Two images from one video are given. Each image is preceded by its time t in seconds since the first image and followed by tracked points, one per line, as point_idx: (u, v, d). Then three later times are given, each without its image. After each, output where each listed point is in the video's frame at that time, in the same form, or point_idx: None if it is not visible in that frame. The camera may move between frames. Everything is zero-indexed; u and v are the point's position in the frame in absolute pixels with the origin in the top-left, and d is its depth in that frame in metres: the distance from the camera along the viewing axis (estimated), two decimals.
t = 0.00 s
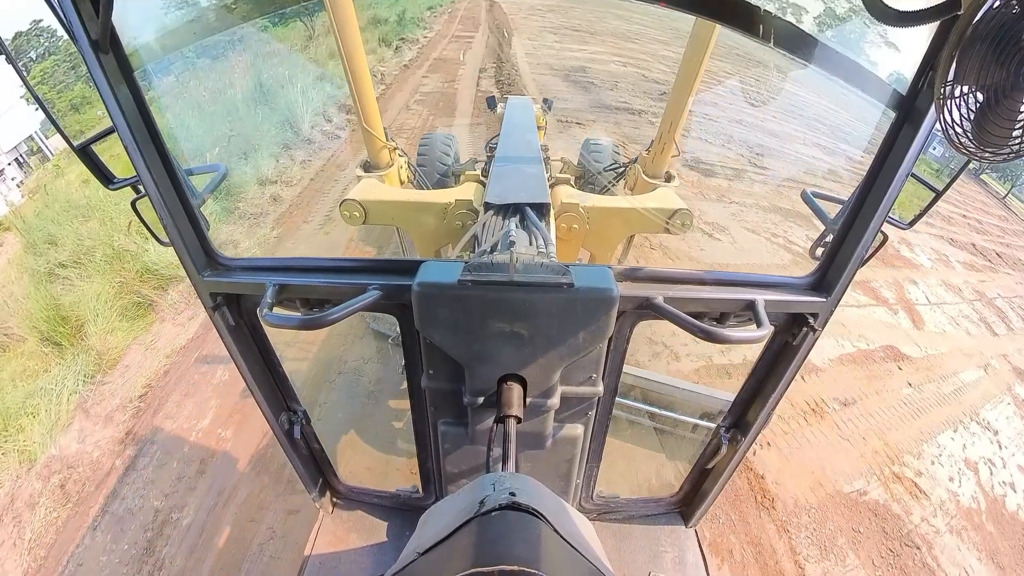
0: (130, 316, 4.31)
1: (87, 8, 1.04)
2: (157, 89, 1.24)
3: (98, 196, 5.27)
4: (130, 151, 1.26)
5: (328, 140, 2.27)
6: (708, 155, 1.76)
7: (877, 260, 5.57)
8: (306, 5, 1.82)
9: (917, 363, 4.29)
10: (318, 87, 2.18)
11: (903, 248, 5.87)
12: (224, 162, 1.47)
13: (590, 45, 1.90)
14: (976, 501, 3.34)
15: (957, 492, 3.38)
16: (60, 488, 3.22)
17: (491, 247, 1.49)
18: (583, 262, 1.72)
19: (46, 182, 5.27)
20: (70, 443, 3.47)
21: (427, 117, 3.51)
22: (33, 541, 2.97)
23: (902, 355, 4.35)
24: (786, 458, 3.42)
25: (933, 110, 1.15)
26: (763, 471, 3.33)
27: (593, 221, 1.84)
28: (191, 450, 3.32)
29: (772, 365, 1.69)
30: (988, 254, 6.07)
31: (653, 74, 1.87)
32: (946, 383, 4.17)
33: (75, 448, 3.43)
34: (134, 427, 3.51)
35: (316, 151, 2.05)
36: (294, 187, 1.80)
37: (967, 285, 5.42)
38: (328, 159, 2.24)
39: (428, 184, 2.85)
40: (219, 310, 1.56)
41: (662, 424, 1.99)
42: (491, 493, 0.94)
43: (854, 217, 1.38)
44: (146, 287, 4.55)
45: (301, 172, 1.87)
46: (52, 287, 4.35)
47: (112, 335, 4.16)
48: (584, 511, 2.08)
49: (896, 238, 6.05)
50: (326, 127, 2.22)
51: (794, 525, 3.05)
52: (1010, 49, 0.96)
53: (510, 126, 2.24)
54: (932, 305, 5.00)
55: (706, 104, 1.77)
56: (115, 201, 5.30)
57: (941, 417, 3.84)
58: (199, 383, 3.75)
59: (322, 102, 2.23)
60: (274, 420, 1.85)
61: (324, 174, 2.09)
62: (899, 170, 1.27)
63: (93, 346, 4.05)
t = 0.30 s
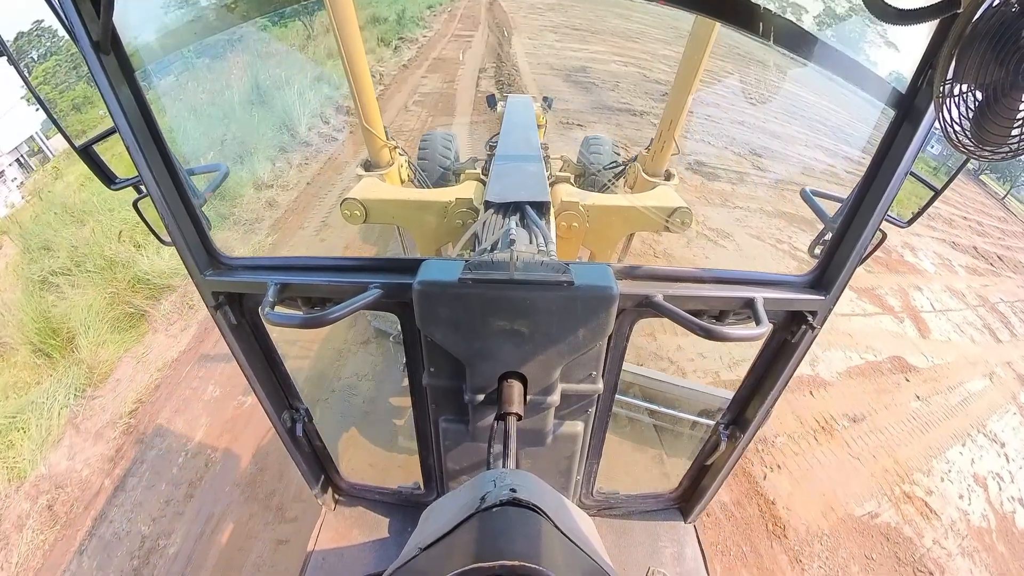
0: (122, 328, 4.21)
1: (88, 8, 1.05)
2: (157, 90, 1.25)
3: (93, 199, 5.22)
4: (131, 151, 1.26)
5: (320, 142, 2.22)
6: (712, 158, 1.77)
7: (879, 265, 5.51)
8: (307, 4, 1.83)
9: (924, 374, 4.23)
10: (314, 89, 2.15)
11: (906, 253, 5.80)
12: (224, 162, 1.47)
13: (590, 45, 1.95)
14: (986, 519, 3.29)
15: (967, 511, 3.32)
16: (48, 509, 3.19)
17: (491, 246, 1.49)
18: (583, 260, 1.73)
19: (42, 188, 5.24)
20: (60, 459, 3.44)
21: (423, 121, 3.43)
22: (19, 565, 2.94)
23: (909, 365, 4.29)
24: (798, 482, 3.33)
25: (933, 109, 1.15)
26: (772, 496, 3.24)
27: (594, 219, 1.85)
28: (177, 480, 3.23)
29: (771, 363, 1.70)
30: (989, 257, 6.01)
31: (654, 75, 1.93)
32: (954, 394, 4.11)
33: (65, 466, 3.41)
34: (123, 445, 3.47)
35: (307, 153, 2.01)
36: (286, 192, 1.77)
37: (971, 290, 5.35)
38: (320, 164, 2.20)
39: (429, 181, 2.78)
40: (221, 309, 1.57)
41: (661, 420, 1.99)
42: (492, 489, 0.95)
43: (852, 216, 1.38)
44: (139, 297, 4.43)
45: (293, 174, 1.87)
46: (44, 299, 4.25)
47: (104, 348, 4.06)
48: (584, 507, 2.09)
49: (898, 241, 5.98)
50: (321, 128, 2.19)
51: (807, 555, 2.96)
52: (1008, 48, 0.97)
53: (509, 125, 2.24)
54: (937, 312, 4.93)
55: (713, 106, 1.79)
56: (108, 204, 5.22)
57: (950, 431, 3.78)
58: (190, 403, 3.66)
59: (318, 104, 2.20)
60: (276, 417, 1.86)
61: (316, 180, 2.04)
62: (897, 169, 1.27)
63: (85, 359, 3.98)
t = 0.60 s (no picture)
0: (113, 341, 4.08)
1: (90, 10, 1.05)
2: (159, 90, 1.25)
3: (88, 202, 5.15)
4: (134, 151, 1.27)
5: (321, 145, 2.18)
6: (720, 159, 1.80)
7: (883, 270, 5.36)
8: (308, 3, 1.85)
9: (931, 386, 4.08)
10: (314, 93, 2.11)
11: (909, 257, 5.66)
12: (227, 161, 1.45)
13: (591, 44, 2.15)
14: (996, 539, 3.16)
15: (977, 530, 3.19)
16: (36, 530, 3.06)
17: (492, 244, 1.50)
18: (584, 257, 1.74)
19: (37, 195, 5.15)
20: (49, 478, 3.32)
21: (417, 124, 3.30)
22: None
23: (916, 377, 4.14)
24: (808, 505, 3.18)
25: (933, 107, 1.15)
26: (783, 522, 3.07)
27: (594, 217, 1.86)
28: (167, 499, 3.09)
29: (770, 362, 1.71)
30: (991, 260, 5.89)
31: (654, 75, 2.03)
32: (960, 405, 3.97)
33: (54, 484, 3.28)
34: (114, 464, 3.34)
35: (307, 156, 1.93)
36: (284, 196, 1.70)
37: (973, 295, 5.21)
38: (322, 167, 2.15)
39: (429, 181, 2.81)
40: (223, 309, 1.58)
41: (662, 418, 1.95)
42: (493, 485, 0.96)
43: (852, 215, 1.38)
44: (131, 308, 4.29)
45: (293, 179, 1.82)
46: (33, 310, 4.18)
47: (95, 360, 3.95)
48: (585, 503, 2.11)
49: (899, 245, 5.85)
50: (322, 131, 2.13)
51: None
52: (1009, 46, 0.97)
53: (509, 125, 2.23)
54: (942, 319, 4.78)
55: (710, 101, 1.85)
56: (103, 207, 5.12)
57: (958, 445, 3.65)
58: (178, 421, 3.51)
59: (318, 106, 2.14)
60: (279, 415, 1.87)
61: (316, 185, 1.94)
62: (896, 167, 1.27)
63: (75, 372, 3.87)
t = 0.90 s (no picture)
0: (105, 353, 3.93)
1: (91, 10, 1.06)
2: (161, 90, 1.26)
3: (85, 203, 5.06)
4: (136, 153, 1.27)
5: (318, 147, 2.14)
6: (726, 163, 1.79)
7: (888, 276, 5.18)
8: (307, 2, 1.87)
9: (939, 399, 3.92)
10: (309, 91, 2.08)
11: (911, 261, 5.50)
12: (226, 161, 1.48)
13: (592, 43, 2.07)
14: (1007, 560, 2.99)
15: (989, 551, 3.02)
16: (21, 555, 2.90)
17: (493, 243, 1.51)
18: (584, 255, 1.74)
19: (35, 200, 5.06)
20: (38, 498, 3.15)
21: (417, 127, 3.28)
22: None
23: (924, 390, 3.97)
24: (820, 532, 2.99)
25: (932, 105, 1.16)
26: (796, 552, 2.89)
27: (594, 215, 1.86)
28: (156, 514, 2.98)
29: (769, 359, 1.72)
30: (992, 263, 5.79)
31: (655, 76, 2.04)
32: (968, 417, 3.82)
33: (43, 504, 3.12)
34: (103, 484, 3.18)
35: (302, 159, 1.92)
36: (280, 201, 1.73)
37: (976, 301, 5.08)
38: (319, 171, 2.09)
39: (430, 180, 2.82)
40: (226, 308, 1.59)
41: (661, 414, 2.04)
42: (495, 482, 0.97)
43: (850, 213, 1.39)
44: (122, 320, 4.18)
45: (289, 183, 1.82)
46: (21, 322, 4.01)
47: (86, 374, 3.80)
48: (585, 500, 2.12)
49: (902, 249, 5.70)
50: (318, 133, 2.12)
51: None
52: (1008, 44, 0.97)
53: (509, 123, 2.24)
54: (947, 327, 4.63)
55: (711, 100, 1.87)
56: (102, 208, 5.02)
57: (967, 460, 3.49)
58: (169, 438, 3.35)
59: (313, 106, 2.10)
60: (282, 413, 1.88)
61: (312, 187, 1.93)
62: (895, 166, 1.27)
63: (66, 386, 3.72)
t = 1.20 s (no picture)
0: (95, 367, 3.89)
1: (92, 12, 1.07)
2: (162, 90, 1.27)
3: (84, 207, 4.99)
4: (137, 153, 1.28)
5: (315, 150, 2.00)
6: (727, 165, 1.72)
7: (892, 283, 5.15)
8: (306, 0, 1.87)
9: (948, 412, 3.88)
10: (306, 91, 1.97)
11: (915, 267, 5.48)
12: (229, 160, 1.47)
13: (593, 42, 2.10)
14: None
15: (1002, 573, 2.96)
16: None
17: (493, 242, 1.52)
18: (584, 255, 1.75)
19: (34, 203, 5.00)
20: (27, 519, 3.11)
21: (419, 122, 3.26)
22: None
23: (932, 403, 3.93)
24: (834, 562, 2.89)
25: (930, 105, 1.17)
26: None
27: (593, 214, 1.87)
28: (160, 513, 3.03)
29: (768, 357, 1.73)
30: (993, 266, 5.77)
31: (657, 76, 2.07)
32: (975, 430, 3.77)
33: (30, 526, 3.07)
34: (91, 506, 3.12)
35: (299, 162, 1.80)
36: (275, 207, 1.67)
37: (979, 307, 5.07)
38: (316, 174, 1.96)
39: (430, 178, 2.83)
40: (228, 306, 1.59)
41: (660, 412, 2.01)
42: (495, 479, 0.98)
43: (849, 212, 1.40)
44: (113, 333, 4.13)
45: (284, 189, 1.71)
46: (11, 335, 3.99)
47: (76, 391, 3.76)
48: (585, 497, 2.12)
49: (905, 254, 5.68)
50: (316, 135, 1.98)
51: None
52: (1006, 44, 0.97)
53: (510, 122, 2.25)
54: (952, 335, 4.61)
55: (714, 101, 1.82)
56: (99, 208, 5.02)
57: (976, 477, 3.44)
58: (156, 459, 3.29)
59: (310, 106, 1.98)
60: (283, 411, 1.89)
61: (307, 192, 1.81)
62: (893, 166, 1.28)
63: (56, 403, 3.69)
